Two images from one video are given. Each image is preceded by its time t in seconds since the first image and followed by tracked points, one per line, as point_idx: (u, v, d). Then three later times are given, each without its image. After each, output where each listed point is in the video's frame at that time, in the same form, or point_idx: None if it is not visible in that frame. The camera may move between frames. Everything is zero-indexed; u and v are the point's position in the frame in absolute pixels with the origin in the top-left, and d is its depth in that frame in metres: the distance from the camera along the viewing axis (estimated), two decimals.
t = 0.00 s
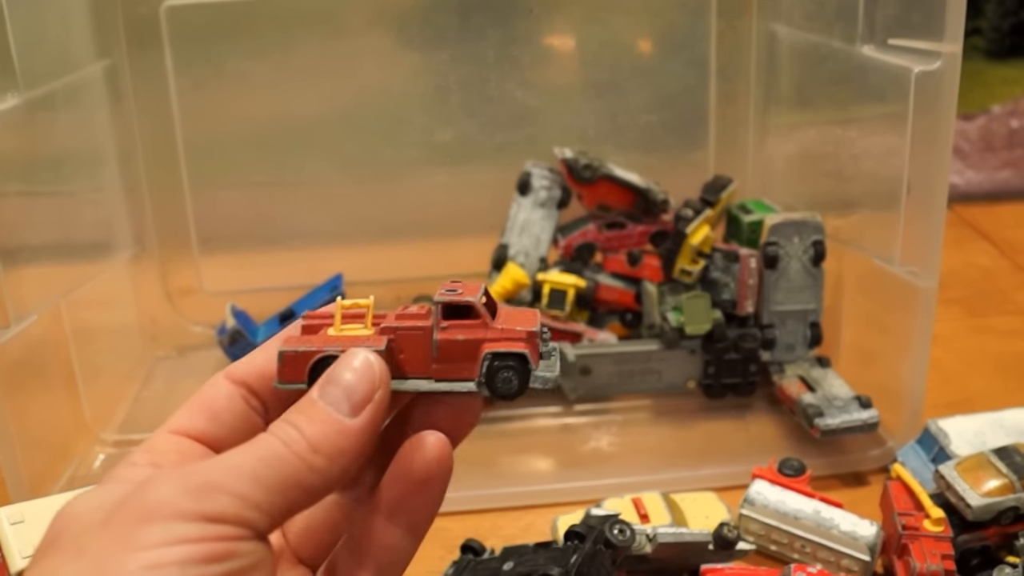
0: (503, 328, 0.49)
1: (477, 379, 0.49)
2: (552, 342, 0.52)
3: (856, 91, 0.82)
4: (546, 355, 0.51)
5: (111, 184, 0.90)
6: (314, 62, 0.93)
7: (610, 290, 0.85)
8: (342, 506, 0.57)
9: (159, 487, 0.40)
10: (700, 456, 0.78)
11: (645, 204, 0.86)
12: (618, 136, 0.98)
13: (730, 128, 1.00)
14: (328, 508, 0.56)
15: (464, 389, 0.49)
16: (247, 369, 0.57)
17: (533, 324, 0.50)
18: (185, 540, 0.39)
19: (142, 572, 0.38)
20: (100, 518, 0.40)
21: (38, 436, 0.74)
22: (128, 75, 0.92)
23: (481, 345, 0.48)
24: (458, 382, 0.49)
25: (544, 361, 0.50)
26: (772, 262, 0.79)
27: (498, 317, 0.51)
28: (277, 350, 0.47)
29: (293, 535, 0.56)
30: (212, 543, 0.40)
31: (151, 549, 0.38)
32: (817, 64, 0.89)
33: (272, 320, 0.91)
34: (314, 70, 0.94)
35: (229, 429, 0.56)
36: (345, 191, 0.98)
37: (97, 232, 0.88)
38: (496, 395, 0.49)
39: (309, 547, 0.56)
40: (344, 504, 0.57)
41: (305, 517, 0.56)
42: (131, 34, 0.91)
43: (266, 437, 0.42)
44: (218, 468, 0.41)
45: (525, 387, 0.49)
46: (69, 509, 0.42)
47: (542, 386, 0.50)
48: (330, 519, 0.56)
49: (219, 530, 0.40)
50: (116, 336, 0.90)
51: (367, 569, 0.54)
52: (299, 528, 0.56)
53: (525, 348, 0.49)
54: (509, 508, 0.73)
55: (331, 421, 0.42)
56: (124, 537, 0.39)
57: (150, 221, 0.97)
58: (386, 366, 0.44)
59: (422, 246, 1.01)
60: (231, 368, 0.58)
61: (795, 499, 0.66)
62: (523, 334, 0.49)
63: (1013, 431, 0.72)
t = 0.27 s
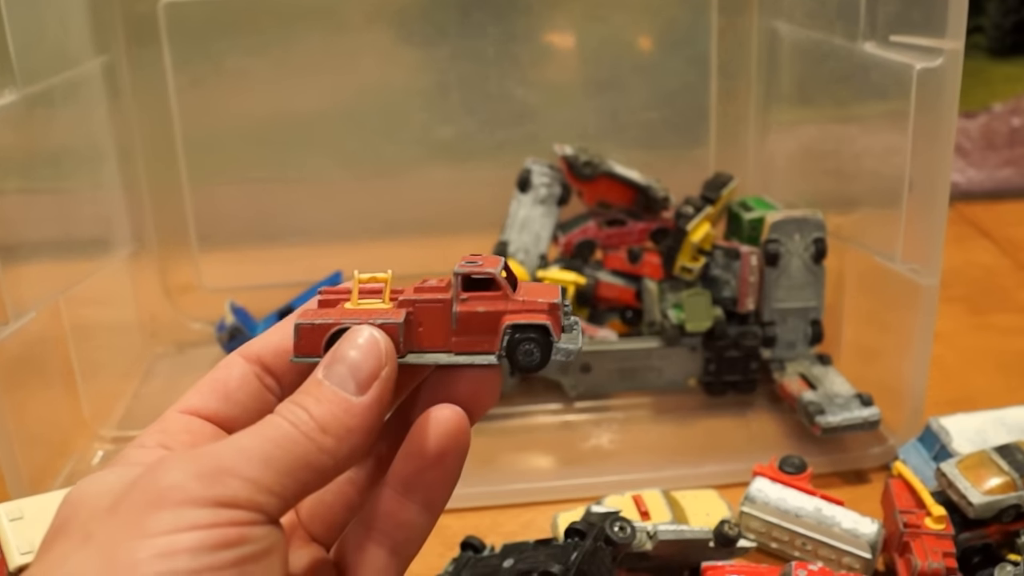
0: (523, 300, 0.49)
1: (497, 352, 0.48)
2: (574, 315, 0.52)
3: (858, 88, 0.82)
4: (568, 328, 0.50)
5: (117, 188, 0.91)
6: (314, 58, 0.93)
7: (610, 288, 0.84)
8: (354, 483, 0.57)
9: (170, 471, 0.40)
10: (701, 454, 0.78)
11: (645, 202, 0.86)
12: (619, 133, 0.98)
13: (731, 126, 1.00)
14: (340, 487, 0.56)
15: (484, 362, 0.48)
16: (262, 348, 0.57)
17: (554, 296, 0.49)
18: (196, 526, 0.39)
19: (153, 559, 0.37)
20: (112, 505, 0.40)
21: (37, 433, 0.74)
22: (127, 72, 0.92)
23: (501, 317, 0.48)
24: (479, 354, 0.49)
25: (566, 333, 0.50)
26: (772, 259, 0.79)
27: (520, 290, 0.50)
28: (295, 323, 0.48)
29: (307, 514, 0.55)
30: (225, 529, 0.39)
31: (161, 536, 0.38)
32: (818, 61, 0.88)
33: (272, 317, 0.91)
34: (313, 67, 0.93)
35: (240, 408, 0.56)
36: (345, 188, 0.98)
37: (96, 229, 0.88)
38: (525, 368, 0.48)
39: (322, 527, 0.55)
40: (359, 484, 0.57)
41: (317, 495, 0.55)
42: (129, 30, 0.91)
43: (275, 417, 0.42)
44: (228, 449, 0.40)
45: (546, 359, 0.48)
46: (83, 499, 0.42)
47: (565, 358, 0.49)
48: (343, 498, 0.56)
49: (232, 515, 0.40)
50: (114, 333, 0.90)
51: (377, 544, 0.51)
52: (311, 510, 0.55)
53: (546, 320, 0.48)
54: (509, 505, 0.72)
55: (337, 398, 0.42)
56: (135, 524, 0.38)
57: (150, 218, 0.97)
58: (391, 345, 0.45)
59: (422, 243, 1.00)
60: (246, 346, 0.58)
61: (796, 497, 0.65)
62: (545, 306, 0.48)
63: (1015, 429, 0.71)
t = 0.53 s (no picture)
0: (514, 296, 0.48)
1: (489, 348, 0.48)
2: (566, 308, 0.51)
3: (859, 85, 0.82)
4: (560, 321, 0.50)
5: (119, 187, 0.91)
6: (314, 55, 0.93)
7: (610, 285, 0.84)
8: (347, 479, 0.56)
9: (163, 468, 0.39)
10: (702, 451, 0.77)
11: (646, 199, 0.86)
12: (619, 130, 0.97)
13: (732, 123, 0.99)
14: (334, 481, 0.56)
15: (477, 357, 0.48)
16: (244, 335, 0.58)
17: (545, 292, 0.49)
18: (190, 523, 0.38)
19: (147, 557, 0.37)
20: (105, 501, 0.40)
21: (36, 430, 0.74)
22: (126, 68, 0.92)
23: (493, 312, 0.48)
24: (471, 350, 0.48)
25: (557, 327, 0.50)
26: (773, 257, 0.79)
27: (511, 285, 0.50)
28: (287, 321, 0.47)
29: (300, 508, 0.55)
30: (218, 525, 0.39)
31: (155, 534, 0.38)
32: (820, 58, 0.88)
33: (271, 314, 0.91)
34: (313, 63, 0.93)
35: (225, 398, 0.57)
36: (345, 185, 0.98)
37: (95, 226, 0.88)
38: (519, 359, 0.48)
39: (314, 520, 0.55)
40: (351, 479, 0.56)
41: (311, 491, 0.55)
42: (128, 26, 0.91)
43: (268, 414, 0.41)
44: (223, 447, 0.40)
45: (538, 354, 0.48)
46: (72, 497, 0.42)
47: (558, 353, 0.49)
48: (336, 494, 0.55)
49: (226, 513, 0.39)
50: (114, 330, 0.90)
51: (368, 542, 0.51)
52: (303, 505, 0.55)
53: (538, 315, 0.48)
54: (510, 503, 0.72)
55: (331, 395, 0.42)
56: (129, 521, 0.38)
57: (149, 215, 0.96)
58: (383, 342, 0.45)
59: (422, 241, 1.00)
60: (228, 335, 0.58)
61: (797, 494, 0.65)
62: (536, 301, 0.48)
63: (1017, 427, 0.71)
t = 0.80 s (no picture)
0: (512, 329, 0.49)
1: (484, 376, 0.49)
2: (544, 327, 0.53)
3: (861, 81, 0.82)
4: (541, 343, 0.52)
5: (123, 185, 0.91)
6: (314, 51, 0.92)
7: (610, 283, 0.84)
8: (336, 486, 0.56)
9: (170, 469, 0.39)
10: (703, 450, 0.77)
11: (646, 196, 0.85)
12: (619, 127, 0.97)
13: (733, 120, 0.99)
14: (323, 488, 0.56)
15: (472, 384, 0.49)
16: (216, 327, 0.58)
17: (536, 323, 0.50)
18: (195, 528, 0.38)
19: (155, 560, 0.37)
20: (110, 499, 0.39)
21: (34, 427, 0.73)
22: (125, 62, 0.91)
23: (492, 347, 0.49)
24: (466, 376, 0.49)
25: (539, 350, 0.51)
26: (774, 254, 0.78)
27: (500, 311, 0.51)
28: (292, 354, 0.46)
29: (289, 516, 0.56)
30: (224, 532, 0.39)
31: (162, 536, 0.37)
32: (822, 54, 0.88)
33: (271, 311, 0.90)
34: (312, 59, 0.93)
35: (201, 394, 0.57)
36: (344, 182, 0.97)
37: (94, 222, 0.87)
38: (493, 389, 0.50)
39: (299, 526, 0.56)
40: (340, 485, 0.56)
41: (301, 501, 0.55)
42: (127, 22, 0.90)
43: (271, 427, 0.41)
44: (226, 453, 0.40)
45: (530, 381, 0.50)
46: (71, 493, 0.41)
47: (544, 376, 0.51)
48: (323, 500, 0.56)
49: (230, 519, 0.39)
50: (112, 327, 0.89)
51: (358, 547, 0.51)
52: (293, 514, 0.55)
53: (533, 349, 0.49)
54: (509, 501, 0.72)
55: (336, 420, 0.42)
56: (136, 522, 0.38)
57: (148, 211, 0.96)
58: (389, 377, 0.45)
59: (422, 238, 1.00)
60: (199, 326, 0.58)
61: (799, 492, 0.65)
62: (530, 335, 0.50)
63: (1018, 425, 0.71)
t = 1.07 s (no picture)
0: (518, 351, 0.47)
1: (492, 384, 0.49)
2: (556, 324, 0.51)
3: (863, 78, 0.81)
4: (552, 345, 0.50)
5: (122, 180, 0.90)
6: (313, 46, 0.92)
7: (610, 280, 0.83)
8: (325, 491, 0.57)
9: (180, 472, 0.39)
10: (702, 448, 0.77)
11: (647, 192, 0.85)
12: (620, 124, 0.97)
13: (733, 117, 0.99)
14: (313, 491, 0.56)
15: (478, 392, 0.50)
16: (222, 318, 0.58)
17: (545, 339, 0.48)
18: (203, 533, 0.38)
19: (163, 564, 0.37)
20: (116, 494, 0.39)
21: (31, 424, 0.73)
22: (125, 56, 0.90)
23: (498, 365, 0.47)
24: (472, 386, 0.49)
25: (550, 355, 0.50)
26: (775, 251, 0.78)
27: (510, 324, 0.48)
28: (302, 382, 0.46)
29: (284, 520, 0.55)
30: (230, 539, 0.39)
31: (168, 539, 0.37)
32: (823, 51, 0.88)
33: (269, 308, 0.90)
34: (313, 55, 0.92)
35: (201, 385, 0.56)
36: (343, 178, 0.97)
37: (93, 219, 0.87)
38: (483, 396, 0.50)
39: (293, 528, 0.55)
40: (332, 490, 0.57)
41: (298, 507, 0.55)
42: (127, 16, 0.89)
43: (280, 433, 0.42)
44: (235, 454, 0.41)
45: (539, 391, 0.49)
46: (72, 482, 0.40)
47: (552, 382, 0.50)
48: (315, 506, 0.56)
49: (237, 525, 0.39)
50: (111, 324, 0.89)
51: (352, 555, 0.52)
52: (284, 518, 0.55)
53: (539, 365, 0.48)
54: (508, 499, 0.72)
55: (340, 437, 0.43)
56: (145, 524, 0.38)
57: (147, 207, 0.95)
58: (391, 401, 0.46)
59: (421, 235, 0.99)
60: (202, 317, 0.58)
61: (800, 490, 0.65)
62: (537, 352, 0.47)
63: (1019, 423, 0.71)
